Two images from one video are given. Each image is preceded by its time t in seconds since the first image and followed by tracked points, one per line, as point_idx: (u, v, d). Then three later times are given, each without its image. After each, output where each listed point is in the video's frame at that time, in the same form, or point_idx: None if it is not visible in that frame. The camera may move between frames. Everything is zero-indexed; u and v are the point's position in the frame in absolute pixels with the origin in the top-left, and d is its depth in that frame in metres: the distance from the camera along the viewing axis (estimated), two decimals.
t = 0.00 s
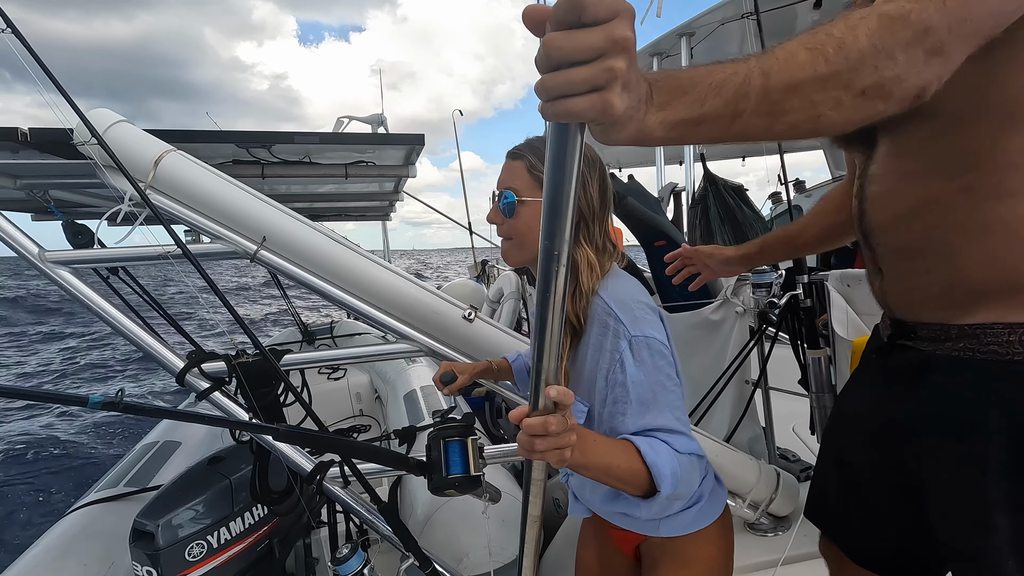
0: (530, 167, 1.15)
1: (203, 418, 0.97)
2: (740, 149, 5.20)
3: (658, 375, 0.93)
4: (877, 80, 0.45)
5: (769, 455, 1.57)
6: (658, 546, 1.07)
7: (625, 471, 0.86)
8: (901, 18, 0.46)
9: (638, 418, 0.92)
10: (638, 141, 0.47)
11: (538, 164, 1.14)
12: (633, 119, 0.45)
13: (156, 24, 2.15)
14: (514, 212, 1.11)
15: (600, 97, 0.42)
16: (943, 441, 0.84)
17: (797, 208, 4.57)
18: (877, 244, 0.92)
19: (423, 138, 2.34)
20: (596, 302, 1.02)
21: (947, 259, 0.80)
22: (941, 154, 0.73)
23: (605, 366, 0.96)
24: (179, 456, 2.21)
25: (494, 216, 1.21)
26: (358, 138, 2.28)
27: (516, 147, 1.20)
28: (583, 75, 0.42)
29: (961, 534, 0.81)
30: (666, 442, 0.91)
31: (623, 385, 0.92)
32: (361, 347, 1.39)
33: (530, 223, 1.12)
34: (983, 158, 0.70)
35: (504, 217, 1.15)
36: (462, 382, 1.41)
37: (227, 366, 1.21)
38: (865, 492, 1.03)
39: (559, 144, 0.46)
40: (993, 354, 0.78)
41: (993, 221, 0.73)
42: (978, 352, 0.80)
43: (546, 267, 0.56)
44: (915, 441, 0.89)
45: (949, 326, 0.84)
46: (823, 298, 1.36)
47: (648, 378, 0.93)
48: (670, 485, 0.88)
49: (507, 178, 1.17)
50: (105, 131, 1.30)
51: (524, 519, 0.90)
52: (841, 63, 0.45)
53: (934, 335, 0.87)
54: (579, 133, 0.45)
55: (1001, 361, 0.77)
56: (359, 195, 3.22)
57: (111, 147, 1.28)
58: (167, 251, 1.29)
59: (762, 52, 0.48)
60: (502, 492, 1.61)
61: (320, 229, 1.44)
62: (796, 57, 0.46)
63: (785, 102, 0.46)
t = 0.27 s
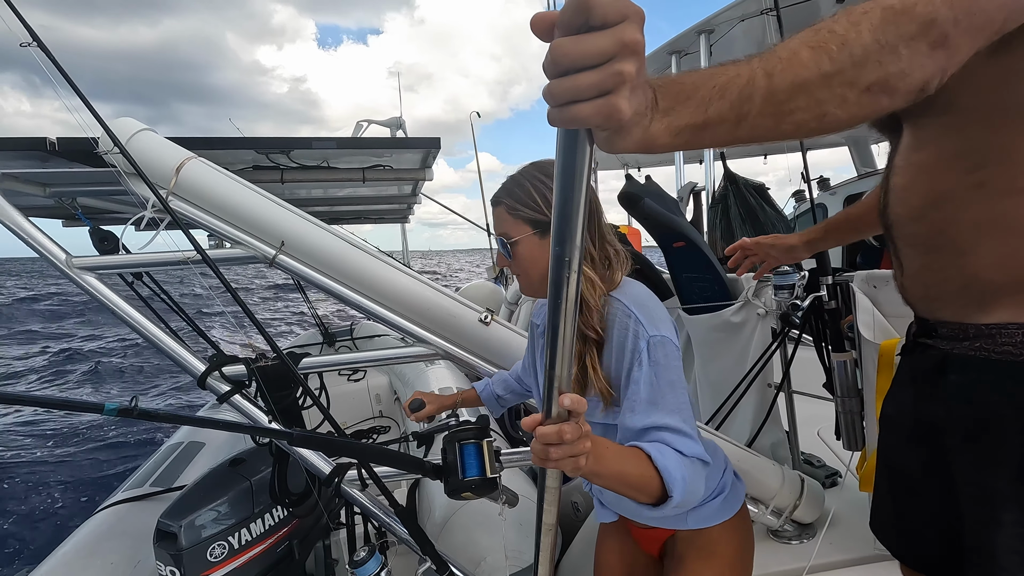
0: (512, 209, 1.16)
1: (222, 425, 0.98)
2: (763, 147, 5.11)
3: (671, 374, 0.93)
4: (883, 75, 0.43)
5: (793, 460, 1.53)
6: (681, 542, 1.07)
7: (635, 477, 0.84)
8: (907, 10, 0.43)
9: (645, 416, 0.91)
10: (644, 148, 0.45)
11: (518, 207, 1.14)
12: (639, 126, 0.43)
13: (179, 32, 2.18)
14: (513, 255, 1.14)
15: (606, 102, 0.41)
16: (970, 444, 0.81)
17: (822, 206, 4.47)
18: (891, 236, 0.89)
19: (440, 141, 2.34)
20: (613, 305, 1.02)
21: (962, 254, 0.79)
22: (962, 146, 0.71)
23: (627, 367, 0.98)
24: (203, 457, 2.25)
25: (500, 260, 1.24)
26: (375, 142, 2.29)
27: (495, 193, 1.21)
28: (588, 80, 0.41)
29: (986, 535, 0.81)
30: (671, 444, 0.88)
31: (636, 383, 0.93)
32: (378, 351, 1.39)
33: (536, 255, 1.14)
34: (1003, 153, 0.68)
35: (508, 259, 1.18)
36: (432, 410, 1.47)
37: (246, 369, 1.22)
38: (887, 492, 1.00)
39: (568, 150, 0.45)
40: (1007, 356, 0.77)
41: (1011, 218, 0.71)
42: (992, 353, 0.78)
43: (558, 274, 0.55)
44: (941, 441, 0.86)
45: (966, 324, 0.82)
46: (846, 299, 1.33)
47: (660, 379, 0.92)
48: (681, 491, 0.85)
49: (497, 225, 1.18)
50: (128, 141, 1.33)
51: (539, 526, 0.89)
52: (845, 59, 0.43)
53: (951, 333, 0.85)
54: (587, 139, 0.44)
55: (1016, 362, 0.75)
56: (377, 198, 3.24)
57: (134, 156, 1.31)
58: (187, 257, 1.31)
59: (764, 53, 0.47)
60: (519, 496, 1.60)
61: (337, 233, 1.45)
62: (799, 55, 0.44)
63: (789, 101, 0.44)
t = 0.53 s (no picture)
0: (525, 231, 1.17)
1: (241, 419, 1.00)
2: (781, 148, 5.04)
3: (694, 382, 0.92)
4: (897, 88, 0.42)
5: (809, 466, 1.51)
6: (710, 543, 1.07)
7: (660, 484, 0.84)
8: (918, 26, 0.43)
9: (667, 426, 0.92)
10: (658, 155, 0.45)
11: (527, 230, 1.15)
12: (656, 130, 0.43)
13: (201, 31, 2.21)
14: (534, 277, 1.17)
15: (625, 103, 0.41)
16: (986, 447, 0.80)
17: (841, 209, 4.40)
18: (903, 243, 0.87)
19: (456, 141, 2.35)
20: (633, 309, 1.03)
21: (975, 263, 0.76)
22: (972, 159, 0.67)
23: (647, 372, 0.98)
24: (220, 450, 2.28)
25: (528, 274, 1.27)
26: (391, 141, 2.31)
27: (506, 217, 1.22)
28: (609, 81, 0.41)
29: (1004, 542, 0.79)
30: (697, 451, 0.88)
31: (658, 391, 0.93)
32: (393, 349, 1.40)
33: (551, 272, 1.14)
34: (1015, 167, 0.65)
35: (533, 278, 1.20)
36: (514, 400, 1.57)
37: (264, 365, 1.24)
38: (905, 497, 0.98)
39: (586, 152, 0.45)
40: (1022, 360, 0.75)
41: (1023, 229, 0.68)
42: (1008, 357, 0.77)
43: (574, 276, 0.55)
44: (955, 446, 0.85)
45: (981, 331, 0.80)
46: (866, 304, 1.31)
47: (681, 386, 0.92)
48: (707, 498, 0.84)
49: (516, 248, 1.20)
50: (152, 139, 1.36)
51: (552, 527, 0.89)
52: (860, 72, 0.42)
53: (965, 340, 0.83)
54: (604, 142, 0.44)
55: None
56: (393, 197, 3.26)
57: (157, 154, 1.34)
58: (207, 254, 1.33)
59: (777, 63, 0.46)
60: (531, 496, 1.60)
61: (354, 231, 1.46)
62: (813, 67, 0.43)
63: (805, 112, 0.43)
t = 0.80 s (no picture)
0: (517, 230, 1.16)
1: (255, 406, 1.02)
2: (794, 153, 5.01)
3: (699, 380, 0.92)
4: (938, 106, 0.43)
5: (815, 474, 1.51)
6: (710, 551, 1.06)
7: (664, 484, 0.84)
8: (965, 41, 0.43)
9: (670, 424, 0.91)
10: (685, 159, 0.45)
11: (520, 229, 1.15)
12: (684, 134, 0.43)
13: (221, 21, 2.22)
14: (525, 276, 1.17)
15: (653, 106, 0.41)
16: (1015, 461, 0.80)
17: (854, 217, 4.37)
18: (930, 257, 0.87)
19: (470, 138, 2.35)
20: (637, 306, 1.02)
21: (1008, 278, 0.76)
22: (1008, 174, 0.67)
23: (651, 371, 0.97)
24: (227, 438, 2.30)
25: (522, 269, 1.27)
26: (406, 137, 2.31)
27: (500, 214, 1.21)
28: (638, 83, 0.41)
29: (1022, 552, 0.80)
30: (701, 451, 0.88)
31: (664, 387, 0.92)
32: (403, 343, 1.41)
33: (545, 273, 1.15)
34: None
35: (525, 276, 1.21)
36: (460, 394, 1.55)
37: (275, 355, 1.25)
38: (924, 510, 0.99)
39: (612, 153, 0.46)
40: None
41: None
42: None
43: (594, 277, 0.56)
44: (976, 459, 0.86)
45: (1010, 346, 0.80)
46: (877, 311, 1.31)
47: (687, 386, 0.92)
48: (708, 498, 0.85)
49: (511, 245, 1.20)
50: (171, 128, 1.37)
51: (558, 525, 0.90)
52: (901, 87, 0.43)
53: (994, 355, 0.83)
54: (630, 144, 0.45)
55: None
56: (405, 191, 3.26)
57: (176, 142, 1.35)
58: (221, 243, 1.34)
59: (821, 73, 0.46)
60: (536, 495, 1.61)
61: (367, 225, 1.47)
62: (853, 79, 0.44)
63: (841, 125, 0.43)
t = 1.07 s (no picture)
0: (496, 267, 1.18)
1: (241, 404, 1.02)
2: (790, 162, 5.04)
3: (680, 416, 0.92)
4: (948, 134, 0.43)
5: (799, 481, 1.52)
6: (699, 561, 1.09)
7: (648, 504, 0.85)
8: (987, 65, 0.43)
9: (654, 454, 0.92)
10: (683, 171, 0.45)
11: (497, 268, 1.17)
12: (680, 148, 0.43)
13: (218, 12, 2.20)
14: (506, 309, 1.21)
15: (647, 120, 0.41)
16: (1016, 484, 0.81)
17: (846, 227, 4.40)
18: (937, 270, 0.88)
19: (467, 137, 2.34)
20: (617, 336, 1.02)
21: (1016, 294, 0.77)
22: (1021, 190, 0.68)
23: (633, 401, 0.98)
24: (214, 431, 2.29)
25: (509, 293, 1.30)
26: (402, 134, 2.30)
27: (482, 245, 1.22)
28: (632, 97, 0.41)
29: None
30: (687, 479, 0.89)
31: (643, 422, 0.93)
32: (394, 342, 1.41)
33: (523, 310, 1.19)
34: None
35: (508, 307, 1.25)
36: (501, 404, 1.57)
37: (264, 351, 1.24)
38: (905, 526, 1.01)
39: (607, 165, 0.46)
40: None
41: None
42: None
43: (586, 286, 0.56)
44: (980, 479, 0.87)
45: (1016, 366, 0.81)
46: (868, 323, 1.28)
47: (669, 417, 0.92)
48: (690, 525, 0.85)
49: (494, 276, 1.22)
50: (165, 119, 1.36)
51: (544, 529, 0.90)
52: (911, 110, 0.43)
53: (999, 374, 0.84)
54: (626, 156, 0.46)
55: None
56: (400, 188, 3.24)
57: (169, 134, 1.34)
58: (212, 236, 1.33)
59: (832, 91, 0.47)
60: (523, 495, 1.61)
61: (361, 222, 1.46)
62: (862, 100, 0.44)
63: (844, 146, 0.44)
